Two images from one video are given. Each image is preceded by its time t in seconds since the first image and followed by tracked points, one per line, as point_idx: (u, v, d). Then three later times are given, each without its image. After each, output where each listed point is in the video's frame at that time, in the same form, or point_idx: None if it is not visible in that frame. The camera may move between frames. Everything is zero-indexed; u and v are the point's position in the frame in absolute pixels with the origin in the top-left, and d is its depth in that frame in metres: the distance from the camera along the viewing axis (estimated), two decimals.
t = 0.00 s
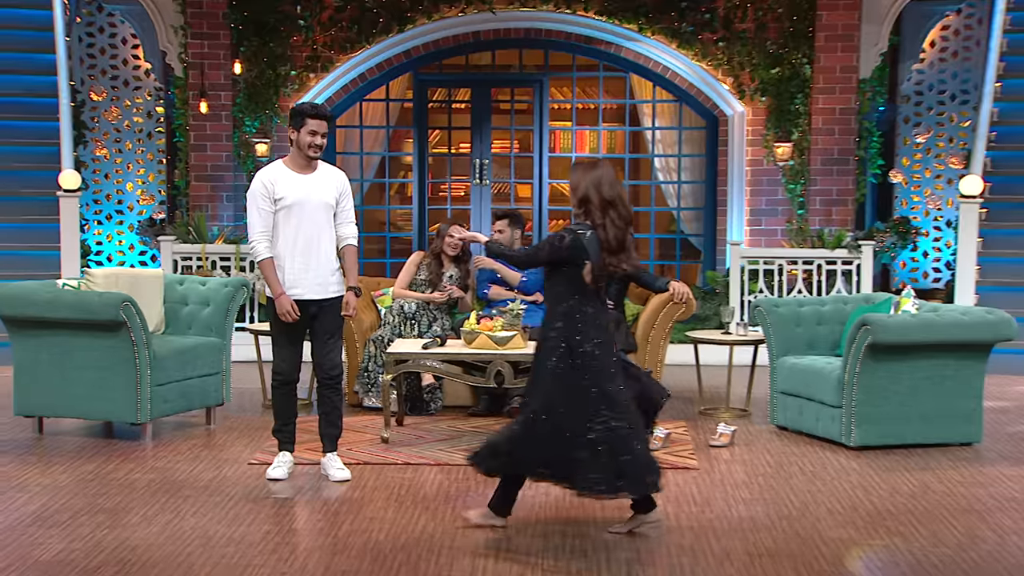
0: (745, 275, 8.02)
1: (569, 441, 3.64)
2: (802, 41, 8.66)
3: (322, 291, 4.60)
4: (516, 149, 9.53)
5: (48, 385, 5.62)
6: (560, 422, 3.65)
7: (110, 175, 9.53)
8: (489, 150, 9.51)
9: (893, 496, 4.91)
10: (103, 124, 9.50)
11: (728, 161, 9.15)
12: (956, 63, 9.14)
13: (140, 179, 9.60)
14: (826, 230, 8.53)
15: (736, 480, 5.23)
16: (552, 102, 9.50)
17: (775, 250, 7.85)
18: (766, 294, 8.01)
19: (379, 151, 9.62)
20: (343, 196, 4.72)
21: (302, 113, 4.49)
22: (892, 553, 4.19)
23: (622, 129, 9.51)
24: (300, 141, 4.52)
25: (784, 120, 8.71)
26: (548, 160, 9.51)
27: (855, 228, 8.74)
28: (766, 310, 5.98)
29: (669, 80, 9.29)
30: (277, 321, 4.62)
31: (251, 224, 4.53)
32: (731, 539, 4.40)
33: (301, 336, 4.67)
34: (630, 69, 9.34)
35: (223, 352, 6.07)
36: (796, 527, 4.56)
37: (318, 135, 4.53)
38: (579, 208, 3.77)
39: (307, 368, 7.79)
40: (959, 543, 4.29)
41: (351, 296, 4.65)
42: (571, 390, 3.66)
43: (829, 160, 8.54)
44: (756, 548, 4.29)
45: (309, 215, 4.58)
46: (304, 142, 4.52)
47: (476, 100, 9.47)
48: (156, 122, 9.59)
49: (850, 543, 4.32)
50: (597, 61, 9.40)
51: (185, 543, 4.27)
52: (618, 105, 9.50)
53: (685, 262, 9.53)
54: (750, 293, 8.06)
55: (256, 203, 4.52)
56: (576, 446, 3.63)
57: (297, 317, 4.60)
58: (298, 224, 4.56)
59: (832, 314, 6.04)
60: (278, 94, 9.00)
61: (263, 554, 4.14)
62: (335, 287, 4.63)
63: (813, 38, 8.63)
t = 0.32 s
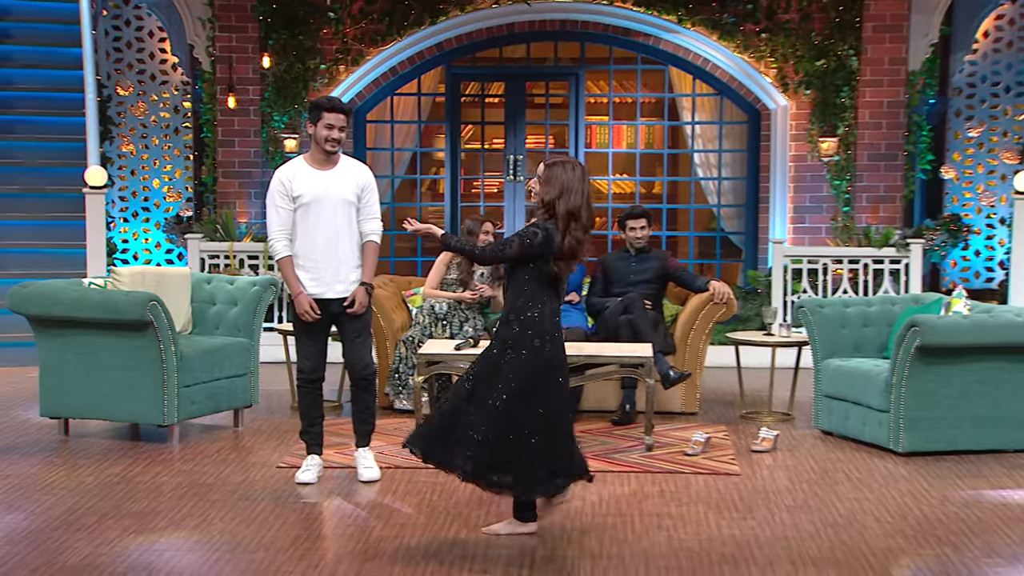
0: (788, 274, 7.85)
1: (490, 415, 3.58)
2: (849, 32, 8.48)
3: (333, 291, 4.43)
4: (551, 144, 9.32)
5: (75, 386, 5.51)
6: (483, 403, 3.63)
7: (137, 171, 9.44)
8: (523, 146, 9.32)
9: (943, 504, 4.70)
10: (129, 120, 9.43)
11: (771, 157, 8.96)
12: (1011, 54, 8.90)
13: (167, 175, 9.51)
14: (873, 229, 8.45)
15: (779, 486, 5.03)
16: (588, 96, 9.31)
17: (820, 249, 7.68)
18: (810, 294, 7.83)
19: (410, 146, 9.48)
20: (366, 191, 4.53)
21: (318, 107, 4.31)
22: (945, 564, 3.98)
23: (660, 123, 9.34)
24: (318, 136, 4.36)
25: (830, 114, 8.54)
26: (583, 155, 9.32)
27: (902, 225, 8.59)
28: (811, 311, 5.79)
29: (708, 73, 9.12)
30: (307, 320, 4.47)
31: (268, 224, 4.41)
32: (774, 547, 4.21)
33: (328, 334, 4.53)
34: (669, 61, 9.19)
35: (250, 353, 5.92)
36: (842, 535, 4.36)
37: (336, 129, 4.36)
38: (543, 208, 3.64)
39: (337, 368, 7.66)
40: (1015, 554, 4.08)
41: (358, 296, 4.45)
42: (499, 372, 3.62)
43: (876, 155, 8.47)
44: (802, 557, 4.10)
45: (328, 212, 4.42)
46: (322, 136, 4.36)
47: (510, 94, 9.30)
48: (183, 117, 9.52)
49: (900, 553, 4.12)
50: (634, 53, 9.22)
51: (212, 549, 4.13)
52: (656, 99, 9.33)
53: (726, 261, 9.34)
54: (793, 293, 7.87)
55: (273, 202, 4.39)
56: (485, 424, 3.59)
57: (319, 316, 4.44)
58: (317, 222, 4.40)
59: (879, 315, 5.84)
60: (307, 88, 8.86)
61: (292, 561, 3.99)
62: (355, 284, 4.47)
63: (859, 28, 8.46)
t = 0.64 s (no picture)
0: (837, 275, 7.70)
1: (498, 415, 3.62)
2: (901, 24, 8.29)
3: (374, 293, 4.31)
4: (592, 142, 9.17)
5: (106, 388, 5.41)
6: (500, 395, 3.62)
7: (169, 170, 9.39)
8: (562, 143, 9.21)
9: (1000, 514, 4.49)
10: (161, 117, 9.41)
11: (818, 155, 8.79)
12: None
13: (199, 174, 9.45)
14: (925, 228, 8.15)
15: (827, 494, 4.83)
16: (629, 92, 9.16)
17: (869, 250, 7.51)
18: (858, 295, 7.65)
19: (447, 144, 9.36)
20: (413, 189, 4.36)
21: (361, 104, 4.21)
22: None
23: (704, 120, 9.17)
24: (361, 134, 4.24)
25: (880, 110, 8.34)
26: (625, 153, 9.18)
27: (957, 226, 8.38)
28: (860, 314, 5.63)
29: (754, 68, 8.95)
30: (346, 322, 4.36)
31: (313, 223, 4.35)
32: (823, 558, 4.02)
33: (368, 337, 4.40)
34: (712, 56, 9.03)
35: (284, 355, 5.81)
36: (893, 546, 4.16)
37: (380, 126, 4.23)
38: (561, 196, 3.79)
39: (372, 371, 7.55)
40: None
41: (399, 296, 4.29)
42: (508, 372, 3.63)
43: (930, 153, 8.25)
44: (853, 568, 3.91)
45: (371, 212, 4.28)
46: (366, 134, 4.25)
47: (549, 90, 9.18)
48: (215, 114, 9.48)
49: (958, 566, 3.91)
50: (677, 48, 9.07)
51: (245, 555, 4.00)
52: (699, 95, 9.17)
53: (772, 262, 9.16)
54: (841, 295, 7.71)
55: (317, 201, 4.32)
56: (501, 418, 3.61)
57: (363, 319, 4.36)
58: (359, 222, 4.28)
59: (932, 318, 5.65)
60: (341, 84, 8.76)
61: (328, 568, 3.86)
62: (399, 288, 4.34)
63: (912, 21, 8.26)
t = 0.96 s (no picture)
0: (873, 275, 7.59)
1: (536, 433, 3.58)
2: (941, 18, 8.19)
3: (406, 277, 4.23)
4: (622, 138, 9.13)
5: (131, 388, 5.35)
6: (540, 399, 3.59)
7: (194, 167, 9.36)
8: (592, 140, 9.13)
9: None
10: (187, 114, 9.38)
11: (853, 152, 8.68)
12: None
13: (224, 171, 9.41)
14: (963, 225, 8.07)
15: (863, 498, 4.69)
16: (660, 87, 9.07)
17: (906, 248, 7.39)
18: (895, 294, 7.52)
19: (475, 141, 9.31)
20: (457, 189, 4.32)
21: (407, 104, 4.12)
22: None
23: (736, 116, 9.06)
24: (407, 134, 4.16)
25: (919, 104, 8.26)
26: (656, 149, 9.10)
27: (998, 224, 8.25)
28: (897, 314, 5.51)
29: (789, 63, 8.84)
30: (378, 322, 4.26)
31: (355, 220, 4.28)
32: (860, 563, 3.89)
33: (403, 335, 4.32)
34: (746, 50, 8.92)
35: (310, 355, 5.74)
36: (933, 552, 4.02)
37: (426, 127, 4.15)
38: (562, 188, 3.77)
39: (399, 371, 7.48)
40: None
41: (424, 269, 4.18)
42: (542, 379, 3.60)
43: (969, 149, 8.12)
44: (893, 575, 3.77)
45: (415, 212, 4.23)
46: (411, 134, 4.16)
47: (579, 86, 9.09)
48: (241, 111, 9.44)
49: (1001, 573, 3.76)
50: (710, 42, 8.98)
51: (271, 557, 3.92)
52: (733, 91, 9.06)
53: (806, 261, 9.03)
54: (878, 294, 7.60)
55: (360, 198, 4.25)
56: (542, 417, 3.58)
57: (400, 316, 4.27)
58: (403, 221, 4.23)
59: (972, 319, 5.52)
60: (368, 80, 8.71)
61: (355, 571, 3.77)
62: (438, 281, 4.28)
63: (952, 14, 8.16)
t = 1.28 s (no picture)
0: (893, 274, 7.55)
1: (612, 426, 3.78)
2: (963, 16, 8.14)
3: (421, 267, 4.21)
4: (641, 138, 9.11)
5: (151, 385, 5.37)
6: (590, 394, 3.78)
7: (213, 167, 9.40)
8: (611, 139, 9.13)
9: None
10: (206, 114, 9.42)
11: (874, 152, 8.65)
12: None
13: (243, 171, 9.43)
14: (986, 225, 8.02)
15: (884, 498, 4.67)
16: (679, 86, 9.05)
17: (927, 247, 7.36)
18: (916, 294, 7.48)
19: (493, 140, 9.32)
20: (472, 189, 4.36)
21: (428, 104, 4.12)
22: None
23: (756, 116, 9.05)
24: (427, 133, 4.15)
25: (939, 104, 8.24)
26: (675, 149, 9.08)
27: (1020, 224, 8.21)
28: (918, 313, 5.49)
29: (809, 62, 8.81)
30: (393, 322, 4.26)
31: (370, 215, 4.23)
32: (880, 564, 3.87)
33: (421, 335, 4.32)
34: (766, 50, 8.91)
35: (329, 354, 5.75)
36: (955, 553, 4.00)
37: (446, 127, 4.15)
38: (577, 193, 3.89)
39: (418, 371, 7.50)
40: None
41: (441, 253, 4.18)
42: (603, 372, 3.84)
43: (990, 148, 8.07)
44: None
45: (434, 209, 4.24)
46: (431, 134, 4.16)
47: (598, 85, 9.09)
48: (260, 111, 9.47)
49: None
50: (729, 41, 8.97)
51: (292, 556, 3.93)
52: (752, 90, 9.06)
53: (826, 260, 9.01)
54: (898, 294, 7.57)
55: (377, 194, 4.21)
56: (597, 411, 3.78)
57: (414, 317, 4.26)
58: (422, 219, 4.24)
59: (994, 319, 5.49)
60: (387, 79, 8.76)
61: (373, 570, 3.77)
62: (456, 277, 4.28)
63: (975, 13, 8.11)
